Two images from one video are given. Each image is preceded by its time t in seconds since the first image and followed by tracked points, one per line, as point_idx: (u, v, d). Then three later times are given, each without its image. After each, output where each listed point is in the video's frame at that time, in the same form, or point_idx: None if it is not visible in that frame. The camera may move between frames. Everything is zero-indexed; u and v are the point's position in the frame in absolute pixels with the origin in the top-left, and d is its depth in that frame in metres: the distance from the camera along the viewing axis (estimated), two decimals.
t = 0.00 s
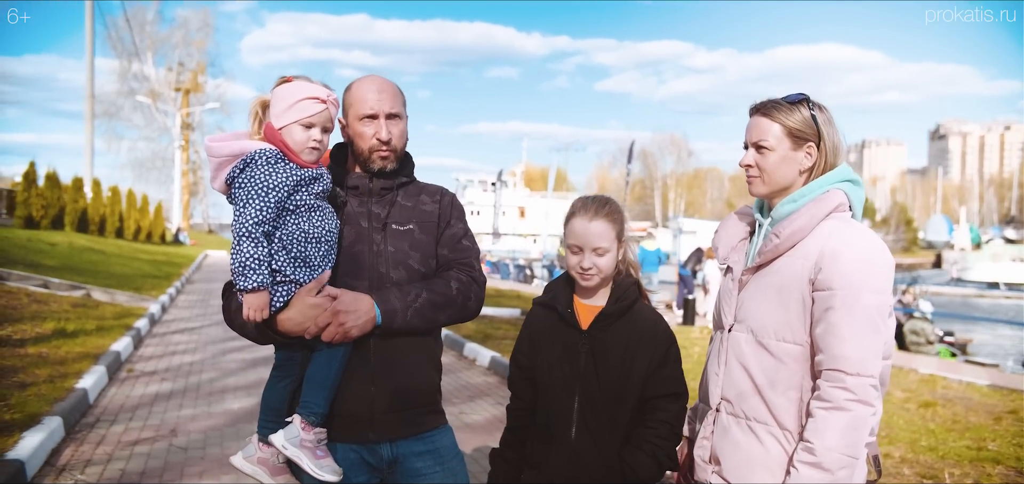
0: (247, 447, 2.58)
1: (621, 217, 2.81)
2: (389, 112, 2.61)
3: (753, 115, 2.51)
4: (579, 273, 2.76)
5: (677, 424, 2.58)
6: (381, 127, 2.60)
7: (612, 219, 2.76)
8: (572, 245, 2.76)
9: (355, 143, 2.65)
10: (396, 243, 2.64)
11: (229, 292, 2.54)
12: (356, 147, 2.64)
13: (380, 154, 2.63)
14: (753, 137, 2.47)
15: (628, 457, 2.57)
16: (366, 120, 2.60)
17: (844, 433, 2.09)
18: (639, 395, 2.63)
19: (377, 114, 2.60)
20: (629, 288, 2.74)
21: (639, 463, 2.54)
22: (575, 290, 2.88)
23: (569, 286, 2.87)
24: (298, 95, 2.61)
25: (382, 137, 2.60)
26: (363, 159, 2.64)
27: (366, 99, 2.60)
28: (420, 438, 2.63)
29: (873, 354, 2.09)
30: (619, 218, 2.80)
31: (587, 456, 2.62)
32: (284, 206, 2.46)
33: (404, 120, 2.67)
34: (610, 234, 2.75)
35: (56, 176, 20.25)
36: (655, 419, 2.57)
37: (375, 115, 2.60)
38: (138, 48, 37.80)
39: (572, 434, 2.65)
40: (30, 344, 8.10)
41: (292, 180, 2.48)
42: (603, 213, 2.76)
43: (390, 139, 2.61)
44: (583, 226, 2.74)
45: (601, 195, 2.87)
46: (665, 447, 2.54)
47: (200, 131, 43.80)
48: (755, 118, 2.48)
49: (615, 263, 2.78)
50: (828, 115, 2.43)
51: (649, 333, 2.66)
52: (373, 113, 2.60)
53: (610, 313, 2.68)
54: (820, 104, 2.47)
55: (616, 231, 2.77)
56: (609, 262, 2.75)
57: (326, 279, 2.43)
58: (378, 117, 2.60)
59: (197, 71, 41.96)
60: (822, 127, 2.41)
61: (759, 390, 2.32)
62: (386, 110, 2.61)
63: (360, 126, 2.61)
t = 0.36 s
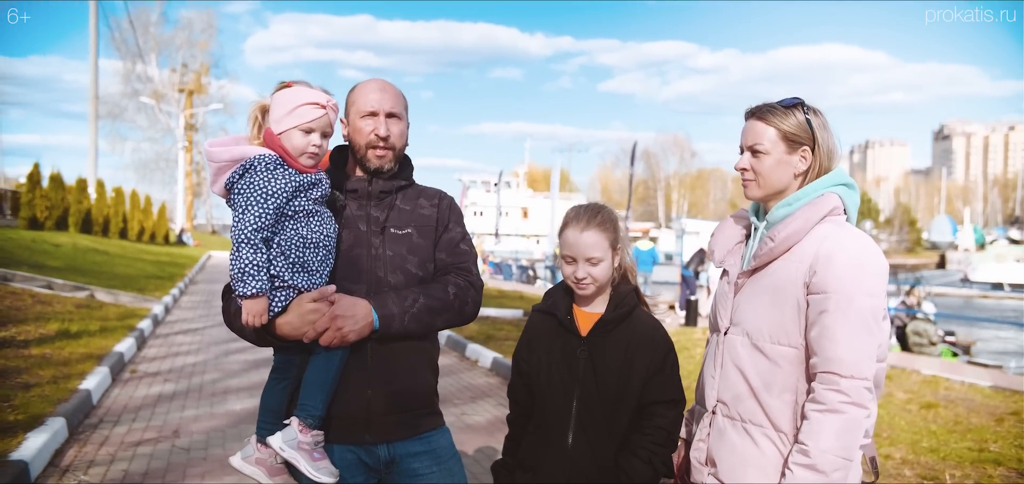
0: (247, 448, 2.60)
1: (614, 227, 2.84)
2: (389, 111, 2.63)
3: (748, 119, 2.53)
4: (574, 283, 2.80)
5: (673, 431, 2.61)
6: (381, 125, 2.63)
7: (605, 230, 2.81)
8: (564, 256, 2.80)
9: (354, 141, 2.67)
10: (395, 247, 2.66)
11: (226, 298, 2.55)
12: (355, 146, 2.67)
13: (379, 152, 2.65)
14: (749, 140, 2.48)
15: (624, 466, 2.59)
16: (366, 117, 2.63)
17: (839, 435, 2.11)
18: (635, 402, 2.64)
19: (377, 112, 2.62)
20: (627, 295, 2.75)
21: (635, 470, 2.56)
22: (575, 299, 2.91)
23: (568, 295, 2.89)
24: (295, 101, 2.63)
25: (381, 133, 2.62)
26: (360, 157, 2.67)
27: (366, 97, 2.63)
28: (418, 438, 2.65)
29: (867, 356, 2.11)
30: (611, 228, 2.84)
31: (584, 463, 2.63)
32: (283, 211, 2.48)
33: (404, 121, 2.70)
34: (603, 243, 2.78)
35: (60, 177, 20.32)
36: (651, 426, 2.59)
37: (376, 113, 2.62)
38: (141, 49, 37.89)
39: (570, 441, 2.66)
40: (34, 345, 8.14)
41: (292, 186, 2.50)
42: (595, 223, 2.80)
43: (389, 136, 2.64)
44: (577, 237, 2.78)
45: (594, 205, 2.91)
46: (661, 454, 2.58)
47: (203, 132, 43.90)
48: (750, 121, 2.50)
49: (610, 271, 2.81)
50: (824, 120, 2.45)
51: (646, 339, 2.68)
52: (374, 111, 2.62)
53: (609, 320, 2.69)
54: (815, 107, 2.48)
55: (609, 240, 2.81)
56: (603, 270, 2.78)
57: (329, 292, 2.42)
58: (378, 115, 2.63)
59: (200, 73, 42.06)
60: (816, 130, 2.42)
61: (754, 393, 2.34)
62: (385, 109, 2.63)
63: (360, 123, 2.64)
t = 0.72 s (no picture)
0: (239, 444, 2.63)
1: (616, 223, 2.84)
2: (394, 114, 2.64)
3: (744, 118, 2.53)
4: (573, 280, 2.80)
5: (673, 431, 2.62)
6: (385, 128, 2.63)
7: (606, 226, 2.81)
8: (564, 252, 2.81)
9: (357, 142, 2.67)
10: (391, 248, 2.67)
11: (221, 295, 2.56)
12: (358, 146, 2.66)
13: (382, 156, 2.65)
14: (744, 140, 2.48)
15: (624, 466, 2.59)
16: (371, 120, 2.63)
17: (832, 435, 2.11)
18: (636, 402, 2.65)
19: (382, 115, 2.63)
20: (629, 294, 2.75)
21: (635, 470, 2.56)
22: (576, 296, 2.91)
23: (569, 292, 2.89)
24: (293, 101, 2.63)
25: (386, 137, 2.62)
26: (363, 160, 2.67)
27: (372, 99, 2.63)
28: (409, 438, 2.64)
29: (861, 356, 2.12)
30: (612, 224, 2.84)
31: (584, 462, 2.63)
32: (279, 211, 2.48)
33: (408, 124, 2.71)
34: (603, 239, 2.79)
35: (62, 176, 20.34)
36: (651, 426, 2.60)
37: (381, 116, 2.62)
38: (143, 49, 37.92)
39: (570, 440, 2.66)
40: (34, 345, 8.15)
41: (288, 186, 2.49)
42: (595, 219, 2.80)
43: (393, 140, 2.64)
44: (578, 233, 2.79)
45: (597, 202, 2.92)
46: (661, 454, 2.58)
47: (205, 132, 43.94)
48: (746, 120, 2.50)
49: (610, 269, 2.81)
50: (818, 119, 2.46)
51: (650, 340, 2.68)
52: (379, 113, 2.62)
53: (613, 319, 2.69)
54: (810, 107, 2.49)
55: (610, 237, 2.82)
56: (603, 267, 2.78)
57: (319, 291, 2.42)
58: (383, 117, 2.63)
59: (202, 72, 42.11)
60: (811, 130, 2.43)
61: (748, 392, 2.35)
62: (391, 111, 2.64)
63: (364, 125, 2.63)
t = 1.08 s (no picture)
0: (237, 447, 2.60)
1: (619, 216, 2.84)
2: (400, 118, 2.64)
3: (743, 117, 2.52)
4: (576, 273, 2.82)
5: (676, 431, 2.58)
6: (390, 131, 2.63)
7: (611, 219, 2.81)
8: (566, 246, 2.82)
9: (360, 144, 2.65)
10: (390, 248, 2.66)
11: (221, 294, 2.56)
12: (362, 148, 2.65)
13: (386, 159, 2.65)
14: (743, 139, 2.47)
15: (621, 463, 2.57)
16: (375, 122, 2.62)
17: (829, 437, 2.10)
18: (637, 400, 2.62)
19: (388, 118, 2.62)
20: (635, 291, 2.74)
21: (631, 467, 2.54)
22: (584, 293, 2.91)
23: (578, 289, 2.90)
24: (293, 99, 2.62)
25: (392, 140, 2.63)
26: (365, 161, 2.66)
27: (376, 101, 2.62)
28: (409, 439, 2.64)
29: (858, 358, 2.11)
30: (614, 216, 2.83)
31: (581, 457, 2.62)
32: (280, 210, 2.47)
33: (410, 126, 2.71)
34: (604, 233, 2.78)
35: (63, 176, 20.36)
36: (652, 425, 2.57)
37: (386, 119, 2.62)
38: (144, 49, 37.95)
39: (567, 433, 2.65)
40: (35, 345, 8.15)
41: (289, 184, 2.48)
42: (597, 213, 2.81)
43: (398, 144, 2.65)
44: (579, 225, 2.80)
45: (603, 198, 2.91)
46: (661, 453, 2.55)
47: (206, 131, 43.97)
48: (745, 120, 2.49)
49: (613, 262, 2.80)
50: (816, 117, 2.45)
51: (653, 337, 2.67)
52: (384, 116, 2.62)
53: (615, 314, 2.69)
54: (809, 107, 2.48)
55: (614, 230, 2.81)
56: (604, 261, 2.78)
57: (321, 290, 2.42)
58: (389, 120, 2.63)
59: (203, 72, 42.13)
60: (810, 130, 2.42)
61: (745, 393, 2.34)
62: (397, 115, 2.64)
63: (369, 127, 2.62)
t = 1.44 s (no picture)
0: (239, 448, 2.59)
1: (626, 222, 2.83)
2: (406, 118, 2.64)
3: (741, 115, 2.51)
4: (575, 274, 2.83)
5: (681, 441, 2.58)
6: (399, 132, 2.63)
7: (615, 225, 2.82)
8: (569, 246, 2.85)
9: (365, 144, 2.63)
10: (389, 246, 2.66)
11: (224, 298, 2.55)
12: (368, 149, 2.63)
13: (395, 159, 2.65)
14: (740, 137, 2.47)
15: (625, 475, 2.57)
16: (382, 123, 2.60)
17: (824, 436, 2.10)
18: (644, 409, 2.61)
19: (396, 119, 2.62)
20: (642, 300, 2.73)
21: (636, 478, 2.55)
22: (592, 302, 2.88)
23: (585, 296, 2.89)
24: (294, 98, 2.60)
25: (401, 141, 2.63)
26: (373, 163, 2.64)
27: (382, 101, 2.60)
28: (411, 437, 2.65)
29: (854, 357, 2.11)
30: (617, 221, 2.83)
31: (587, 467, 2.63)
32: (283, 209, 2.45)
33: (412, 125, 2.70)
34: (605, 236, 2.79)
35: (63, 176, 20.37)
36: (660, 435, 2.57)
37: (395, 120, 2.61)
38: (145, 49, 37.96)
39: (573, 443, 2.66)
40: (33, 344, 8.15)
41: (291, 183, 2.47)
42: (601, 215, 2.83)
43: (405, 143, 2.65)
44: (583, 227, 2.83)
45: (621, 206, 2.92)
46: (665, 463, 2.55)
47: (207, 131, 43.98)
48: (743, 118, 2.49)
49: (613, 267, 2.79)
50: (813, 116, 2.45)
51: (660, 344, 2.65)
52: (393, 117, 2.61)
53: (621, 325, 2.67)
54: (807, 106, 2.48)
55: (616, 235, 2.80)
56: (602, 264, 2.78)
57: (326, 290, 2.40)
58: (396, 122, 2.62)
59: (204, 72, 42.11)
60: (809, 128, 2.41)
61: (741, 392, 2.33)
62: (404, 116, 2.64)
63: (376, 127, 2.60)
